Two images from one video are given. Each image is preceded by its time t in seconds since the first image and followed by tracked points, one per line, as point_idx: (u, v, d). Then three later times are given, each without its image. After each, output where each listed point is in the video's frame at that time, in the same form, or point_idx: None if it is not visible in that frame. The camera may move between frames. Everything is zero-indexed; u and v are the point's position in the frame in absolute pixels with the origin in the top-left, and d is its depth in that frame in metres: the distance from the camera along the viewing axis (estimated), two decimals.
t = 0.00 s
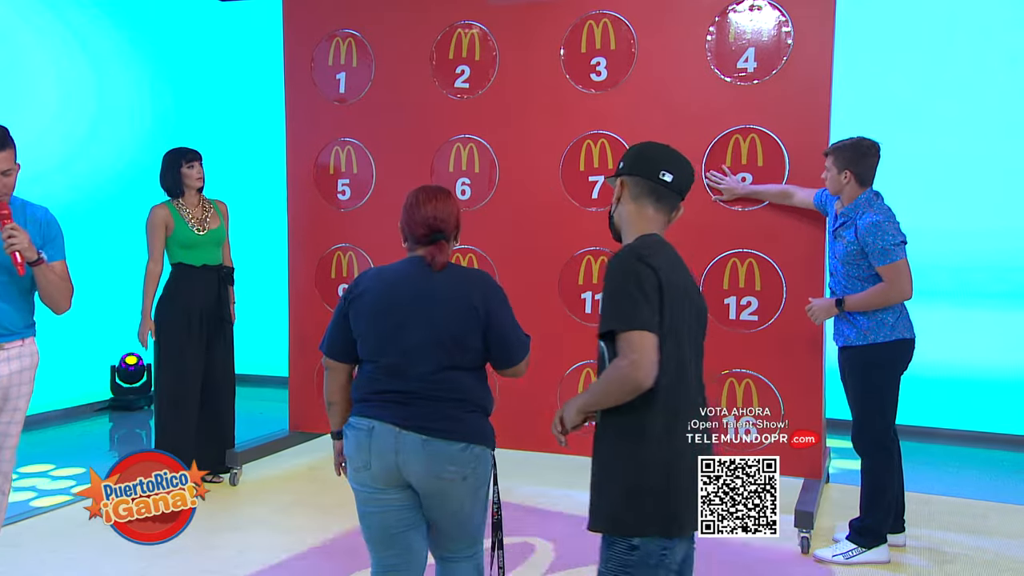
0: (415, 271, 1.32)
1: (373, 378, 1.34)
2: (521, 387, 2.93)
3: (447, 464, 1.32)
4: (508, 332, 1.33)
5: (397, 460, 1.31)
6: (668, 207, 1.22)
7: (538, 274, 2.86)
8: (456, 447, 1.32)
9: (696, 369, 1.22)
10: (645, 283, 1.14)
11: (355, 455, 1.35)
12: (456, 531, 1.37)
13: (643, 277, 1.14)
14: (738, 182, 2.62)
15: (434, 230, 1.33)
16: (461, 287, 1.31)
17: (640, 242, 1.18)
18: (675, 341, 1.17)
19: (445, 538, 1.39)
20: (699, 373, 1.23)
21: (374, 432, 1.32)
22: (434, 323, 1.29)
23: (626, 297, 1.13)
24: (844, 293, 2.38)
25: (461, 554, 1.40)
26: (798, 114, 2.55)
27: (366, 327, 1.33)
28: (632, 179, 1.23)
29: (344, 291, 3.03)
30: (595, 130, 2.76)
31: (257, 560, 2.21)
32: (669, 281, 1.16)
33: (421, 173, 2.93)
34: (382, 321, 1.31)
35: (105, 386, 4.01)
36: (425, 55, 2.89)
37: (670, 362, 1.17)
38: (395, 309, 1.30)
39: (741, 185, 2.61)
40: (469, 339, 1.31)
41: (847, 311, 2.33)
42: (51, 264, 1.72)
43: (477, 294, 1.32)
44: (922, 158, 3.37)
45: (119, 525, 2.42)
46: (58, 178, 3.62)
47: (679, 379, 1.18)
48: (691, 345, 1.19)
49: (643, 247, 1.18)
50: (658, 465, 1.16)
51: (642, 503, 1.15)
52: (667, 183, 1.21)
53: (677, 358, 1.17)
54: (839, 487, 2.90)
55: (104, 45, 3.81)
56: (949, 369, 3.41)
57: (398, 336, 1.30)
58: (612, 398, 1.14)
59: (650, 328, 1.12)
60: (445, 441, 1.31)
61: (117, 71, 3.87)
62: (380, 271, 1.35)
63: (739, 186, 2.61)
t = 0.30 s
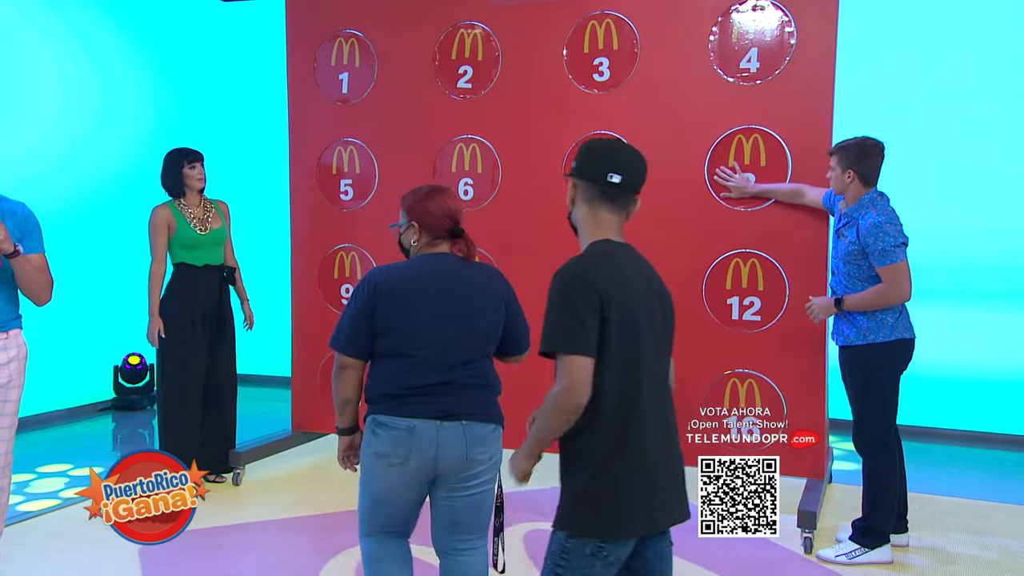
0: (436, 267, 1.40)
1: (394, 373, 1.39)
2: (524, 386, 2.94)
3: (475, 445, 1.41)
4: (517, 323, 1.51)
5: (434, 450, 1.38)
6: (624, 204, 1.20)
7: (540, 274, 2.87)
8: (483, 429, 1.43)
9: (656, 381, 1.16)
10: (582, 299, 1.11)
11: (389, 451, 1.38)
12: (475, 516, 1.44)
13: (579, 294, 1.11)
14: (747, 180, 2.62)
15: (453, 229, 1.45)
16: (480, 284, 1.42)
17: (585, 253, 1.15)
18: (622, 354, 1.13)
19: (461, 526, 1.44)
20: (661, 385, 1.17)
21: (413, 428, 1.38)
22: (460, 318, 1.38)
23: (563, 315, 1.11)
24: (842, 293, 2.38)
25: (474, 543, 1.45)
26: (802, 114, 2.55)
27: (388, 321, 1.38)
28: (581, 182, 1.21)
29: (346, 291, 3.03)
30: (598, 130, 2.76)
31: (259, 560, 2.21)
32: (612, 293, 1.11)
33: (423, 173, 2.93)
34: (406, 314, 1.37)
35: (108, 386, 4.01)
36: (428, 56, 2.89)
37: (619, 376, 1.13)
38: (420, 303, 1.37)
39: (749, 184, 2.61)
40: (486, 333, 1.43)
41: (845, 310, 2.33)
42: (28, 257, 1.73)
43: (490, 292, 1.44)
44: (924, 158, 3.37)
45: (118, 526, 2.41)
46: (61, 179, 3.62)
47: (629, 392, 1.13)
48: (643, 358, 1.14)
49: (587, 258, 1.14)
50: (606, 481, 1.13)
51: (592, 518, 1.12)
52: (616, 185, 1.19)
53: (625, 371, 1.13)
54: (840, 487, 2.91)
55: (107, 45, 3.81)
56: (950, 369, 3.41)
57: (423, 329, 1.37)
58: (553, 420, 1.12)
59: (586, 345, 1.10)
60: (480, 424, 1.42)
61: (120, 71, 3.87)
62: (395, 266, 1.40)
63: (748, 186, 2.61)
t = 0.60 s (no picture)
0: (421, 270, 1.46)
1: (388, 372, 1.44)
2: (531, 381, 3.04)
3: (464, 429, 1.49)
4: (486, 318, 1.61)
5: (434, 437, 1.45)
6: (550, 202, 1.13)
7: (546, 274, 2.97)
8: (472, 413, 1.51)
9: (592, 382, 1.11)
10: (516, 305, 1.04)
11: (391, 442, 1.44)
12: (464, 498, 1.50)
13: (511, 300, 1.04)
14: (746, 183, 2.70)
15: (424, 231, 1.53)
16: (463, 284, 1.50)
17: (523, 258, 1.07)
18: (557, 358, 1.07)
19: (454, 510, 1.50)
20: (598, 383, 1.12)
21: (414, 419, 1.44)
22: (449, 319, 1.46)
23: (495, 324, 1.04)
24: (842, 292, 2.46)
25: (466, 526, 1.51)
26: (799, 119, 2.63)
27: (382, 323, 1.43)
28: (507, 180, 1.14)
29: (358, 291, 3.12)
30: (602, 135, 2.85)
31: (279, 551, 2.30)
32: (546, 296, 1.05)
33: (433, 177, 3.02)
34: (397, 316, 1.42)
35: (128, 382, 4.07)
36: (436, 63, 2.98)
37: (563, 381, 1.08)
38: (411, 304, 1.43)
39: (749, 187, 2.69)
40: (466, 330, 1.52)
41: (845, 309, 2.41)
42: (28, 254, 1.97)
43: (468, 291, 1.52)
44: (919, 162, 3.46)
45: (118, 525, 2.44)
46: (81, 186, 3.71)
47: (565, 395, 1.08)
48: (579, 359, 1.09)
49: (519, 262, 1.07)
50: (546, 488, 1.09)
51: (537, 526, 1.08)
52: (544, 185, 1.12)
53: (563, 375, 1.08)
54: (837, 481, 2.99)
55: (127, 53, 3.90)
56: (945, 367, 3.49)
57: (415, 328, 1.43)
58: (512, 434, 1.05)
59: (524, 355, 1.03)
60: (471, 408, 1.51)
61: (139, 79, 3.97)
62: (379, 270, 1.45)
63: (747, 188, 2.69)
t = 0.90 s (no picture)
0: (367, 268, 1.64)
1: (339, 362, 1.61)
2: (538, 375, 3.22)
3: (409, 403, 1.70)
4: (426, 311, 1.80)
5: (391, 422, 1.65)
6: (492, 200, 1.27)
7: (552, 274, 3.16)
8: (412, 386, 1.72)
9: (532, 373, 1.26)
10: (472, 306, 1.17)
11: (354, 428, 1.61)
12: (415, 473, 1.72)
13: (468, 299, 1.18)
14: (742, 188, 2.86)
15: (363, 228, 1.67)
16: (403, 282, 1.69)
17: (477, 261, 1.21)
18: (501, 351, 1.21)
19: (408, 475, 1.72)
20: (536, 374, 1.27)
21: (371, 403, 1.61)
22: (394, 312, 1.65)
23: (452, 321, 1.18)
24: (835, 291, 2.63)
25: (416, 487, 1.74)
26: (791, 128, 2.80)
27: (334, 317, 1.60)
28: (451, 186, 1.29)
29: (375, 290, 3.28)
30: (605, 143, 3.02)
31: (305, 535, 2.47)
32: (494, 294, 1.19)
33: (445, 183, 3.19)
34: (348, 310, 1.60)
35: (158, 375, 4.25)
36: (448, 74, 3.14)
37: (510, 372, 1.23)
38: (359, 299, 1.61)
39: (744, 192, 2.85)
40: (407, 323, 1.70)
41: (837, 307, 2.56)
42: (55, 252, 2.43)
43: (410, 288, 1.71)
44: (909, 167, 3.61)
45: (119, 525, 2.58)
46: (116, 190, 3.89)
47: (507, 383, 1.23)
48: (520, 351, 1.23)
49: (472, 264, 1.21)
50: (498, 469, 1.23)
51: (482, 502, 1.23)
52: (485, 186, 1.26)
53: (507, 366, 1.23)
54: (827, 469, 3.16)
55: (158, 61, 4.07)
56: (931, 362, 3.67)
57: (363, 321, 1.61)
58: (466, 422, 1.18)
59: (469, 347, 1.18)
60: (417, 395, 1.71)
61: (169, 87, 4.13)
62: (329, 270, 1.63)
63: (743, 194, 2.85)
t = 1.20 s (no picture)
0: (331, 270, 1.83)
1: (312, 356, 1.78)
2: (547, 368, 3.43)
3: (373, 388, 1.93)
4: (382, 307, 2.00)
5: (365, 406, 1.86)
6: (466, 205, 1.44)
7: (559, 275, 3.36)
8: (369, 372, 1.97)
9: (486, 360, 1.40)
10: (429, 298, 1.34)
11: (338, 413, 1.79)
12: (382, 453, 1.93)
13: (434, 295, 1.34)
14: (738, 194, 3.06)
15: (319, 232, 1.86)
16: (363, 282, 1.88)
17: (435, 258, 1.38)
18: (468, 342, 1.38)
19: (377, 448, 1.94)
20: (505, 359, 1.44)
21: (351, 389, 1.81)
22: (356, 309, 1.85)
23: (415, 317, 1.33)
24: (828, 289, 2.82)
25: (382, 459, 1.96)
26: (783, 137, 2.99)
27: (304, 315, 1.77)
28: (429, 191, 1.44)
29: (393, 289, 3.48)
30: (608, 150, 3.22)
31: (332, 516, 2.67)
32: (457, 290, 1.36)
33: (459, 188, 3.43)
34: (318, 309, 1.78)
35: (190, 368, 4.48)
36: (461, 86, 3.35)
37: (463, 358, 1.38)
38: (327, 298, 1.80)
39: (739, 198, 3.05)
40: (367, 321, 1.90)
41: (830, 304, 2.76)
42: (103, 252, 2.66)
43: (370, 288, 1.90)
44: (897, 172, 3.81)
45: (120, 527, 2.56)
46: (153, 198, 4.10)
47: (478, 369, 1.39)
48: (487, 341, 1.39)
49: (437, 265, 1.37)
50: (452, 444, 1.40)
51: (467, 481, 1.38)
52: (456, 190, 1.43)
53: (460, 353, 1.38)
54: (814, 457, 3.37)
55: (189, 75, 4.28)
56: (918, 357, 3.87)
57: (332, 317, 1.80)
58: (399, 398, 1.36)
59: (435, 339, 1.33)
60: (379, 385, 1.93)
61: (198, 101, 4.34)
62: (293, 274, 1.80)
63: (738, 199, 3.05)
